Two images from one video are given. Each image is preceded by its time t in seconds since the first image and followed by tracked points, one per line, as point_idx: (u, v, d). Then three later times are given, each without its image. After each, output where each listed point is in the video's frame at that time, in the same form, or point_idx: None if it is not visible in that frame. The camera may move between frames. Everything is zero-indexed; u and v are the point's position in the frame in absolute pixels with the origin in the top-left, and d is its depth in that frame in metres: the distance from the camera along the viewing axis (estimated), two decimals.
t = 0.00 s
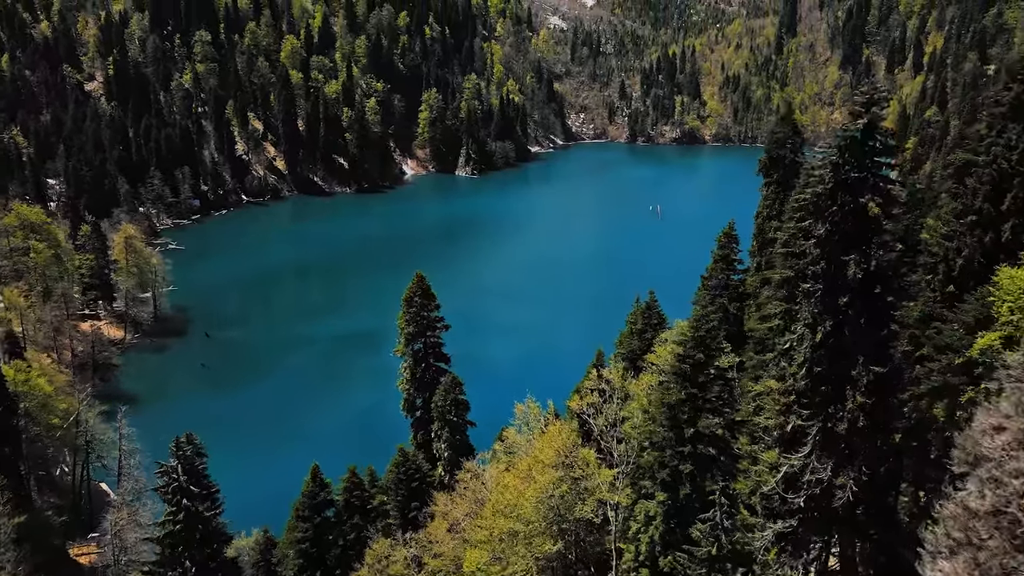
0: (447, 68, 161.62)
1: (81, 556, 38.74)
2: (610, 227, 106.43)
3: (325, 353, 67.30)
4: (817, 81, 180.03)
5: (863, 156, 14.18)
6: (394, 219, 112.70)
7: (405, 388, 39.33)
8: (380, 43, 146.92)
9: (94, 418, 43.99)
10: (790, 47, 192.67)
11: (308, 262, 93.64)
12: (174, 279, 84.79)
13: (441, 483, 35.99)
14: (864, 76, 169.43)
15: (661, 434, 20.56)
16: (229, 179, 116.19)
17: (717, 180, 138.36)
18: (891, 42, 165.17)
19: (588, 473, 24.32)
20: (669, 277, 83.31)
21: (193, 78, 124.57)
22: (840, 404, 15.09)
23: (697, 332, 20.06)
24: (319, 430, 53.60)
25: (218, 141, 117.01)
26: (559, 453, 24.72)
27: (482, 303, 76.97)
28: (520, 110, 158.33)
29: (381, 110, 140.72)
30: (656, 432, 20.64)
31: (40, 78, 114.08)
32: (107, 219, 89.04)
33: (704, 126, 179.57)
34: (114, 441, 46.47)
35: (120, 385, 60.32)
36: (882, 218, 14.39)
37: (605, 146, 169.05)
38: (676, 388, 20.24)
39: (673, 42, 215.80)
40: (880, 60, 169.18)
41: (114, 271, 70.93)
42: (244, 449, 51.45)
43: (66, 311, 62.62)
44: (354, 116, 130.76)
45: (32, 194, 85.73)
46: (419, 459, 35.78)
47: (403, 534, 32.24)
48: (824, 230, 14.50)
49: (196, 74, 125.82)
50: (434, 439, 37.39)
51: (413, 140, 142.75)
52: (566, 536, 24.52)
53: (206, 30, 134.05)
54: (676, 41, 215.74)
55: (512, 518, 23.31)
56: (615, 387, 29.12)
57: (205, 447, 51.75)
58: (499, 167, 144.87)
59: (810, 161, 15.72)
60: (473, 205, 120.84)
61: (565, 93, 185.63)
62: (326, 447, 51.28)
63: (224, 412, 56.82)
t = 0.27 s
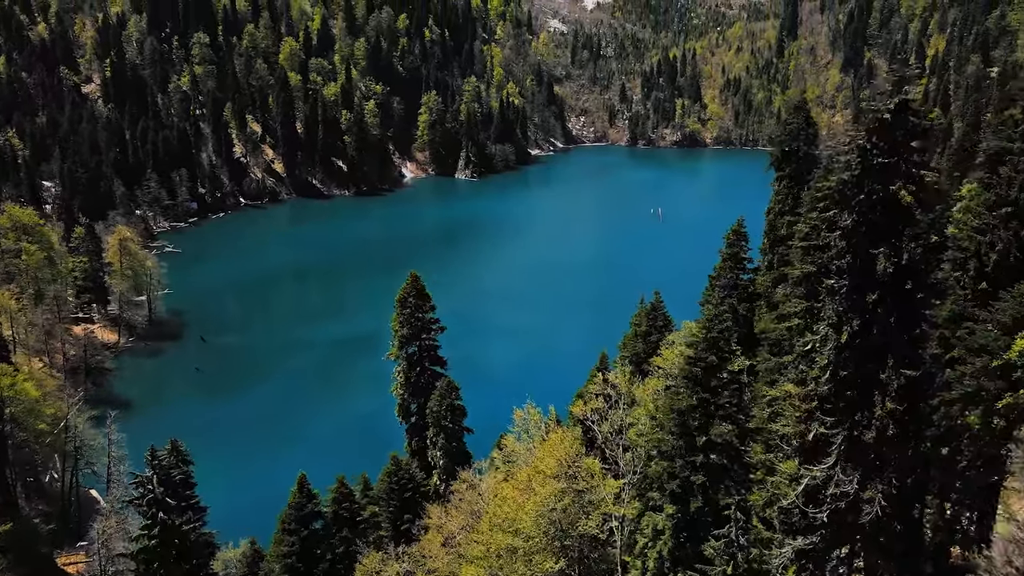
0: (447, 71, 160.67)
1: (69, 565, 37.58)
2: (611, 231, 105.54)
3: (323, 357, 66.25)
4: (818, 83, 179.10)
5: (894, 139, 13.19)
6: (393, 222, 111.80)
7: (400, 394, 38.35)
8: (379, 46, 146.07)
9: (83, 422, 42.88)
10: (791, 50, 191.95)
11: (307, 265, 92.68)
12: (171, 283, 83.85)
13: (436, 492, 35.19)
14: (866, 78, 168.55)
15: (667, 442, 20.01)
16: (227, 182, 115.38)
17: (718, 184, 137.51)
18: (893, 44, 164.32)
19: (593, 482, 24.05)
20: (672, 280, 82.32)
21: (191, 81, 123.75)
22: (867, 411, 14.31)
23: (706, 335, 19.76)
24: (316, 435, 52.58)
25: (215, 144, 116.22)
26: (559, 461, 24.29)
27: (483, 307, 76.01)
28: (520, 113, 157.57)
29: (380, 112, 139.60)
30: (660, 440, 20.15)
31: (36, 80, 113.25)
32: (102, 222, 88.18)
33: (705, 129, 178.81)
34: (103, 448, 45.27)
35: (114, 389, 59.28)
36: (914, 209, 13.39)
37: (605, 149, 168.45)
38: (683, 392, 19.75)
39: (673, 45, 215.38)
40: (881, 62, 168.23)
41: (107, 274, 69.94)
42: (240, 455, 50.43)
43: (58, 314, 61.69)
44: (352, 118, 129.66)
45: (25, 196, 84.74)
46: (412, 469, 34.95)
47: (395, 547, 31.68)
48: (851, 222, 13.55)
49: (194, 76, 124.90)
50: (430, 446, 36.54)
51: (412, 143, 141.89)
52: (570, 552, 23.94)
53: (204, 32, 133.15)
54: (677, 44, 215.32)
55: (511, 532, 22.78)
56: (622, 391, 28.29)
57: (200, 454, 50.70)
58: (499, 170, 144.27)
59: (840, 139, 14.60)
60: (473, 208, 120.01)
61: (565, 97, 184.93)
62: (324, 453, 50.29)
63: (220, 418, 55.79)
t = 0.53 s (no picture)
0: (447, 73, 159.74)
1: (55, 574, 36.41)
2: (612, 233, 104.71)
3: (322, 360, 65.27)
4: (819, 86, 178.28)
5: (926, 123, 13.02)
6: (392, 224, 110.92)
7: (394, 398, 37.35)
8: (378, 48, 145.38)
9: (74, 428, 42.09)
10: (793, 53, 191.23)
11: (307, 268, 91.77)
12: (168, 285, 83.04)
13: (431, 502, 34.10)
14: (867, 81, 167.76)
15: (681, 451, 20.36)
16: (225, 184, 114.63)
17: (720, 186, 136.51)
18: (895, 46, 163.45)
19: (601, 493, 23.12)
20: (674, 283, 81.30)
21: (189, 83, 122.91)
22: (898, 416, 13.75)
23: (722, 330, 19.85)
24: (314, 440, 51.61)
25: (213, 146, 115.52)
26: (563, 469, 23.10)
27: (484, 309, 75.06)
28: (520, 115, 156.98)
29: (380, 114, 138.87)
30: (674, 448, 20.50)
31: (33, 82, 112.43)
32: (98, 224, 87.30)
33: (706, 132, 178.09)
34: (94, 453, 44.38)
35: (108, 394, 58.43)
36: (952, 197, 13.13)
37: (605, 152, 167.80)
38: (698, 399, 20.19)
39: (673, 48, 214.91)
40: (883, 65, 167.41)
41: (102, 277, 69.08)
42: (235, 460, 49.51)
43: (51, 316, 60.78)
44: (351, 120, 128.95)
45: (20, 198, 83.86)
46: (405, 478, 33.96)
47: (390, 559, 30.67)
48: (880, 211, 13.39)
49: (192, 78, 124.13)
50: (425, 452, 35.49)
51: (412, 145, 141.19)
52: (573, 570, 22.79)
53: (202, 34, 132.41)
54: (677, 47, 214.78)
55: (511, 549, 22.43)
56: (629, 392, 27.12)
57: (194, 459, 49.79)
58: (499, 173, 143.61)
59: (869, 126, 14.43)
60: (473, 210, 119.26)
61: (565, 99, 184.35)
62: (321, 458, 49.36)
63: (216, 422, 54.87)
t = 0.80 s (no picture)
0: (446, 76, 158.28)
1: None
2: (613, 236, 103.77)
3: (318, 364, 64.23)
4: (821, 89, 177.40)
5: (967, 100, 12.01)
6: (391, 227, 110.04)
7: (388, 403, 36.41)
8: (378, 50, 144.42)
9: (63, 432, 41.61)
10: (794, 55, 190.39)
11: (305, 271, 90.65)
12: (163, 288, 82.20)
13: (425, 512, 33.35)
14: (869, 84, 166.86)
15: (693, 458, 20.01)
16: (223, 187, 113.72)
17: (722, 190, 135.48)
18: (897, 49, 162.54)
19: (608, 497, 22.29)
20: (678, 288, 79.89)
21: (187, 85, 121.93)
22: (937, 425, 12.70)
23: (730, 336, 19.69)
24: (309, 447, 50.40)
25: (211, 148, 114.64)
26: (566, 479, 22.55)
27: (482, 312, 74.05)
28: (520, 118, 156.58)
29: (379, 117, 137.91)
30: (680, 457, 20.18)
31: (30, 84, 111.44)
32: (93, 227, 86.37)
33: (707, 135, 177.27)
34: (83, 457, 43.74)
35: (102, 399, 57.46)
36: (997, 180, 12.05)
37: (606, 155, 167.10)
38: (709, 403, 19.95)
39: (674, 51, 214.59)
40: (885, 68, 166.56)
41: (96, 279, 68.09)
42: (227, 468, 48.33)
43: (43, 320, 59.75)
44: (350, 122, 127.98)
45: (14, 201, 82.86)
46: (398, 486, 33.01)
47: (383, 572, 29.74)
48: (916, 197, 12.36)
49: (190, 80, 123.10)
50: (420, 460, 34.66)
51: (411, 148, 140.33)
52: None
53: (200, 36, 131.44)
54: (677, 50, 214.34)
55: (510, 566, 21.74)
56: (632, 399, 26.54)
57: (186, 467, 48.66)
58: (498, 176, 142.93)
59: (906, 92, 13.31)
60: (472, 213, 118.40)
61: (565, 102, 183.77)
62: (316, 466, 48.15)
63: (209, 427, 53.71)
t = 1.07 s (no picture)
0: (447, 78, 155.29)
1: None
2: (613, 239, 102.77)
3: (313, 369, 63.07)
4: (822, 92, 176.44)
5: None
6: (389, 229, 109.12)
7: (380, 407, 35.40)
8: (377, 51, 143.30)
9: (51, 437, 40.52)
10: (795, 58, 189.50)
11: (301, 275, 89.44)
12: (158, 291, 81.24)
13: (419, 524, 32.41)
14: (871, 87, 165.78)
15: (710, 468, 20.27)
16: (221, 190, 112.71)
17: (723, 193, 134.42)
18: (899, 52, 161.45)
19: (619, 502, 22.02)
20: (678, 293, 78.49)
21: (185, 86, 120.88)
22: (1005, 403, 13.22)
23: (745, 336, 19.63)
24: (300, 455, 49.12)
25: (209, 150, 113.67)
26: (570, 492, 21.55)
27: (480, 316, 72.97)
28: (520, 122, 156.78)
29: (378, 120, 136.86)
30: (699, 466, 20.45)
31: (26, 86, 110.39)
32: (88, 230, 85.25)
33: (707, 138, 176.43)
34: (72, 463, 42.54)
35: (91, 406, 56.37)
36: None
37: (607, 158, 166.45)
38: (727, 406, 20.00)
39: (674, 54, 214.21)
40: (887, 70, 165.52)
41: (90, 282, 66.96)
42: (214, 476, 47.07)
43: (35, 324, 58.54)
44: (349, 125, 126.94)
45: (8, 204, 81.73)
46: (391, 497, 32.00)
47: None
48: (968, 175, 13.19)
49: (188, 82, 121.97)
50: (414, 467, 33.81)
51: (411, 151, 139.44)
52: None
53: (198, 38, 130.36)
54: (677, 53, 213.83)
55: None
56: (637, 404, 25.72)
57: (172, 476, 47.43)
58: (498, 179, 142.25)
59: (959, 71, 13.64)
60: (471, 216, 117.46)
61: (566, 105, 183.26)
62: (306, 475, 46.86)
63: (198, 434, 52.46)
